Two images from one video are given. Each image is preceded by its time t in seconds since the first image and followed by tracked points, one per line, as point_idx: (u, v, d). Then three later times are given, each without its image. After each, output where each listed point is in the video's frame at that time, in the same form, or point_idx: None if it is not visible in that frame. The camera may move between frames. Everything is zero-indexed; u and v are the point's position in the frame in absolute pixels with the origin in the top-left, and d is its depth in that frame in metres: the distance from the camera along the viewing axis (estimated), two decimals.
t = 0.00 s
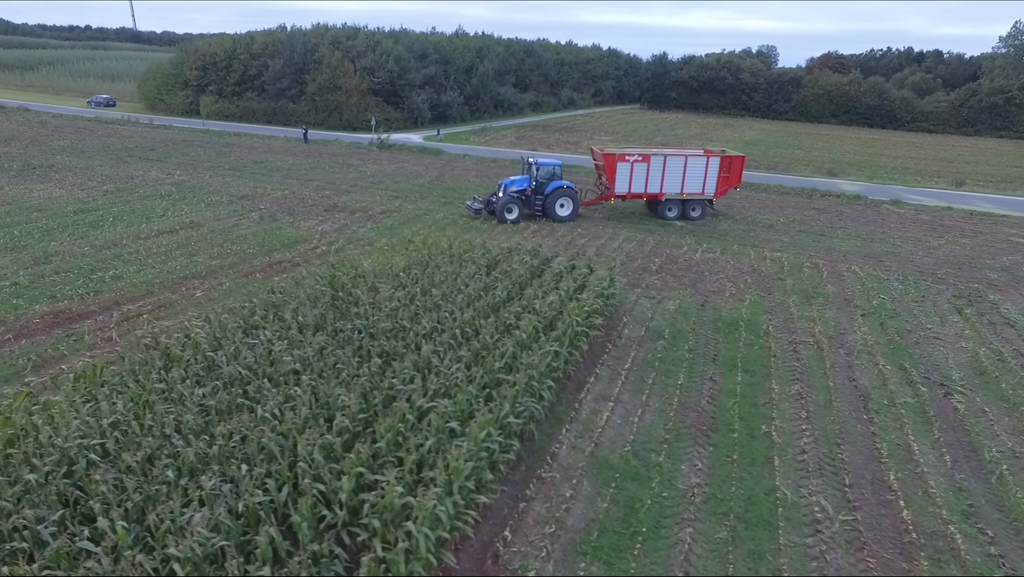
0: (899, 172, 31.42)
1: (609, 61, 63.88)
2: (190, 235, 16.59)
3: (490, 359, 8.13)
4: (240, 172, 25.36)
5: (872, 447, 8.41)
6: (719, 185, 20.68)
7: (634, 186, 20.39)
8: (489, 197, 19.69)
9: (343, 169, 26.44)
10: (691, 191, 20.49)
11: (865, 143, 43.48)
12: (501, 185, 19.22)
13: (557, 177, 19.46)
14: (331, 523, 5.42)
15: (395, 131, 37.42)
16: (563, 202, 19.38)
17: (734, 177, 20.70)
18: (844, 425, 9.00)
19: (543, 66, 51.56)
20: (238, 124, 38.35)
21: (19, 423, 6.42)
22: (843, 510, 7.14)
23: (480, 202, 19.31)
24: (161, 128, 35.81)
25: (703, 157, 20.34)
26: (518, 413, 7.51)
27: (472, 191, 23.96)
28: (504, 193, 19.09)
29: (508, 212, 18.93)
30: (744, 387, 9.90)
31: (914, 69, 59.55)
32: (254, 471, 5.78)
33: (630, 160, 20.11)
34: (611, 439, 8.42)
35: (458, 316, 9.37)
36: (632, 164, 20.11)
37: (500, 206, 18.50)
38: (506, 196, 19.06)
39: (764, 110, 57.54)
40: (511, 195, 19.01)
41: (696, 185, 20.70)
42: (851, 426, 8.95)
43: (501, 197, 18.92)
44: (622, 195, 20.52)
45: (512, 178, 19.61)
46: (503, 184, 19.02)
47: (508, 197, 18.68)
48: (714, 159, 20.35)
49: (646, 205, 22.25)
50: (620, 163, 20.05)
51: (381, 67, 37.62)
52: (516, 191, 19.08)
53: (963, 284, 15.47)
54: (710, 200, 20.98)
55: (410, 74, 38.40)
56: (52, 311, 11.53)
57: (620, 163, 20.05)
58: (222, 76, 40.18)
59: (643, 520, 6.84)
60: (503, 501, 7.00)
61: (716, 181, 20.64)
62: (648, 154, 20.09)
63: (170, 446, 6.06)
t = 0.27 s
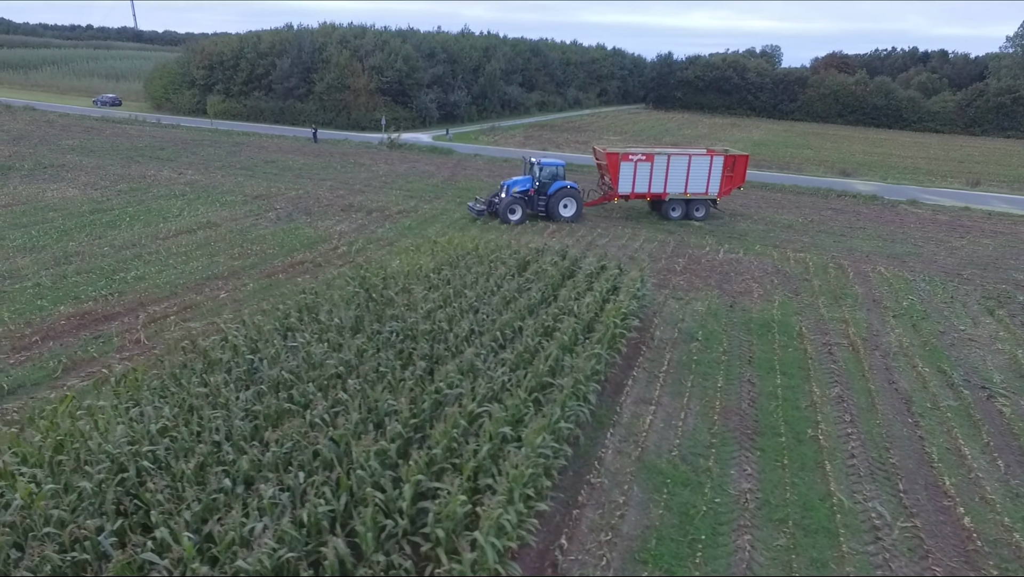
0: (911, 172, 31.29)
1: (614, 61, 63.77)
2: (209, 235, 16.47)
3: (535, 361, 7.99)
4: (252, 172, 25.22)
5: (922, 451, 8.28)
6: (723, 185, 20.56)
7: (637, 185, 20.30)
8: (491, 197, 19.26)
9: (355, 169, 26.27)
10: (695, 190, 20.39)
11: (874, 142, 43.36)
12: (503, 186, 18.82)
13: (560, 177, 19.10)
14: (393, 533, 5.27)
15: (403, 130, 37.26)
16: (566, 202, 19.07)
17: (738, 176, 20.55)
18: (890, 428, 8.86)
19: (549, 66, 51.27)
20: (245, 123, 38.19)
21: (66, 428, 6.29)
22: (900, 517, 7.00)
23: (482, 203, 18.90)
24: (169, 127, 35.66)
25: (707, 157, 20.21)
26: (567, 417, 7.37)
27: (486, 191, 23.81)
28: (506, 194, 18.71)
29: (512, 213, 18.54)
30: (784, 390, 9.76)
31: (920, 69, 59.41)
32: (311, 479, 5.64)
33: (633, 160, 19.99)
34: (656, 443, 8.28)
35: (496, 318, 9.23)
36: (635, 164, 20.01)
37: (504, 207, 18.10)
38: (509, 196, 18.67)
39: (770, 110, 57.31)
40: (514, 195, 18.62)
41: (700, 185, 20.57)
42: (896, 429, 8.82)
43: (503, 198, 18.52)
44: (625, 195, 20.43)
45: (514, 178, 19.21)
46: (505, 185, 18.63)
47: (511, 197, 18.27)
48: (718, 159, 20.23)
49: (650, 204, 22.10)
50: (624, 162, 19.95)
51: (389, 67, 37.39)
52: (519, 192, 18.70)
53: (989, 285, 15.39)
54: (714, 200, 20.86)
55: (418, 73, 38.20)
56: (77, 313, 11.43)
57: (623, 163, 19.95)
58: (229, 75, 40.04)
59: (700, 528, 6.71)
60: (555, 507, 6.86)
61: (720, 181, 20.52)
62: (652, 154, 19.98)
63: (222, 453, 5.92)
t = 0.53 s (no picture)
0: (918, 172, 31.30)
1: (615, 61, 63.69)
2: (225, 236, 16.31)
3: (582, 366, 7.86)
4: (260, 172, 25.00)
5: (971, 456, 8.20)
6: (724, 186, 20.49)
7: (639, 186, 20.17)
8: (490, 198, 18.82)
9: (363, 169, 26.06)
10: (697, 191, 20.29)
11: (878, 142, 43.40)
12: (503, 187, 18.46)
13: (561, 177, 18.77)
14: (462, 547, 5.11)
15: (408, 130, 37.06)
16: (568, 202, 18.73)
17: (740, 177, 20.51)
18: (935, 431, 8.78)
19: (551, 66, 51.07)
20: (249, 123, 37.93)
21: (114, 437, 6.12)
22: (960, 523, 6.90)
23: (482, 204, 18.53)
24: (173, 127, 35.38)
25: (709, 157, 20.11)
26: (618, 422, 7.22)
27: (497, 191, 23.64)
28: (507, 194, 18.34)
29: (513, 213, 18.19)
30: (824, 393, 9.67)
31: (920, 69, 59.50)
32: (374, 490, 5.51)
33: (636, 160, 19.84)
34: (702, 448, 8.15)
35: (535, 321, 9.10)
36: (638, 164, 19.87)
37: (505, 208, 17.73)
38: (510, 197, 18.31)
39: (772, 110, 57.33)
40: (515, 196, 18.27)
41: (701, 185, 20.49)
42: (943, 432, 8.74)
43: (504, 198, 18.12)
44: (627, 195, 20.29)
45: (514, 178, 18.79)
46: (506, 185, 18.25)
47: (513, 198, 17.88)
48: (721, 159, 20.14)
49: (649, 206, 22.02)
50: (626, 162, 19.80)
51: (394, 67, 37.18)
52: (520, 192, 18.35)
53: (1011, 286, 15.41)
54: (715, 201, 20.78)
55: (423, 73, 37.98)
56: (100, 316, 11.26)
57: (626, 163, 19.79)
58: (232, 75, 39.79)
59: (761, 535, 6.57)
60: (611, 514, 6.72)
61: (723, 181, 20.44)
62: (654, 154, 19.84)
63: (279, 463, 5.77)
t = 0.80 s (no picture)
0: (907, 170, 31.72)
1: (600, 61, 63.87)
2: (226, 239, 16.02)
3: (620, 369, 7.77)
4: (254, 174, 24.61)
5: (1003, 453, 8.27)
6: (712, 185, 20.55)
7: (628, 186, 20.11)
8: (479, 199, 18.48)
9: (358, 170, 25.77)
10: (685, 191, 20.30)
11: (863, 141, 43.94)
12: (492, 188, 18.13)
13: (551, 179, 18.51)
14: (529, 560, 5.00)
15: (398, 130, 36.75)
16: (558, 204, 18.57)
17: (726, 176, 20.58)
18: (964, 429, 8.84)
19: (539, 65, 50.99)
20: (236, 124, 37.38)
21: (155, 450, 5.92)
22: (1004, 522, 6.94)
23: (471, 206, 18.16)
24: (159, 129, 34.74)
25: (697, 156, 20.14)
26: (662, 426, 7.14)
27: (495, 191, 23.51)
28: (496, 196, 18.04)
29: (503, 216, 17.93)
30: (851, 392, 9.71)
31: (900, 69, 60.32)
32: (432, 502, 5.37)
33: (625, 160, 19.79)
34: (739, 449, 8.10)
35: (566, 324, 9.00)
36: (627, 164, 19.80)
37: (495, 211, 17.44)
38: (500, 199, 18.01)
39: (756, 109, 57.82)
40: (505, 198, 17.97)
41: (689, 185, 20.54)
42: (972, 430, 8.81)
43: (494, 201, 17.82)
44: (616, 196, 20.21)
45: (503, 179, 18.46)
46: (495, 187, 17.94)
47: (503, 200, 17.58)
48: (708, 158, 20.19)
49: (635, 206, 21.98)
50: (615, 162, 19.72)
51: (384, 67, 36.89)
52: (510, 194, 18.07)
53: (1014, 283, 15.65)
54: (702, 200, 20.83)
55: (413, 73, 37.68)
56: (108, 323, 10.95)
57: (615, 163, 19.70)
58: (218, 75, 39.18)
59: (812, 538, 6.53)
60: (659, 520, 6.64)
61: (710, 181, 20.50)
62: (643, 154, 19.78)
63: (331, 475, 5.60)
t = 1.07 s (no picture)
0: (886, 168, 32.36)
1: (579, 61, 64.17)
2: (223, 244, 15.68)
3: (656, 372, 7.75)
4: (241, 177, 24.16)
5: None
6: (694, 185, 20.70)
7: (612, 186, 20.13)
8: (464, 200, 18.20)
9: (347, 172, 25.45)
10: (668, 191, 20.40)
11: (839, 139, 44.74)
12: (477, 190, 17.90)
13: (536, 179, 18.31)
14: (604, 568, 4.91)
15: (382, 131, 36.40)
16: (543, 205, 18.42)
17: (709, 175, 20.75)
18: (985, 423, 9.00)
19: (520, 66, 50.95)
20: (215, 126, 36.69)
21: (197, 467, 5.69)
22: None
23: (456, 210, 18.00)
24: (136, 131, 33.92)
25: (680, 156, 20.26)
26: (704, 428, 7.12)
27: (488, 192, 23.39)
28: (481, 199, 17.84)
29: (489, 219, 17.75)
30: (870, 389, 9.83)
31: (870, 69, 61.30)
32: (496, 511, 5.28)
33: (609, 160, 19.80)
34: (772, 447, 8.12)
35: (593, 327, 8.95)
36: (611, 165, 19.81)
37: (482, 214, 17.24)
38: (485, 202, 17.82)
39: (734, 109, 58.52)
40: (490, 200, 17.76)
41: (672, 184, 20.63)
42: (993, 424, 8.97)
43: (480, 203, 17.59)
44: (601, 196, 20.22)
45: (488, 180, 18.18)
46: (480, 189, 17.73)
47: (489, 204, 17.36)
48: (691, 158, 20.32)
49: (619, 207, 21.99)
50: (600, 163, 19.71)
51: (367, 67, 36.55)
52: (495, 196, 17.87)
53: (1006, 278, 16.01)
54: (685, 199, 20.96)
55: (397, 73, 37.41)
56: (112, 332, 10.58)
57: (599, 164, 19.69)
58: (195, 76, 38.41)
59: (859, 536, 6.56)
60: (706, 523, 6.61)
61: (693, 181, 20.65)
62: (627, 154, 19.82)
63: (388, 486, 5.47)
